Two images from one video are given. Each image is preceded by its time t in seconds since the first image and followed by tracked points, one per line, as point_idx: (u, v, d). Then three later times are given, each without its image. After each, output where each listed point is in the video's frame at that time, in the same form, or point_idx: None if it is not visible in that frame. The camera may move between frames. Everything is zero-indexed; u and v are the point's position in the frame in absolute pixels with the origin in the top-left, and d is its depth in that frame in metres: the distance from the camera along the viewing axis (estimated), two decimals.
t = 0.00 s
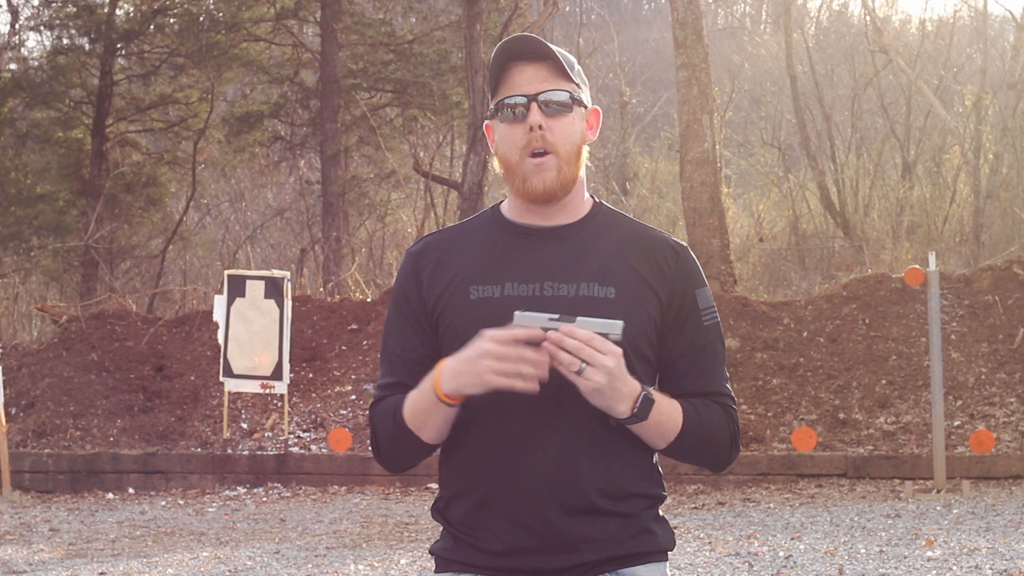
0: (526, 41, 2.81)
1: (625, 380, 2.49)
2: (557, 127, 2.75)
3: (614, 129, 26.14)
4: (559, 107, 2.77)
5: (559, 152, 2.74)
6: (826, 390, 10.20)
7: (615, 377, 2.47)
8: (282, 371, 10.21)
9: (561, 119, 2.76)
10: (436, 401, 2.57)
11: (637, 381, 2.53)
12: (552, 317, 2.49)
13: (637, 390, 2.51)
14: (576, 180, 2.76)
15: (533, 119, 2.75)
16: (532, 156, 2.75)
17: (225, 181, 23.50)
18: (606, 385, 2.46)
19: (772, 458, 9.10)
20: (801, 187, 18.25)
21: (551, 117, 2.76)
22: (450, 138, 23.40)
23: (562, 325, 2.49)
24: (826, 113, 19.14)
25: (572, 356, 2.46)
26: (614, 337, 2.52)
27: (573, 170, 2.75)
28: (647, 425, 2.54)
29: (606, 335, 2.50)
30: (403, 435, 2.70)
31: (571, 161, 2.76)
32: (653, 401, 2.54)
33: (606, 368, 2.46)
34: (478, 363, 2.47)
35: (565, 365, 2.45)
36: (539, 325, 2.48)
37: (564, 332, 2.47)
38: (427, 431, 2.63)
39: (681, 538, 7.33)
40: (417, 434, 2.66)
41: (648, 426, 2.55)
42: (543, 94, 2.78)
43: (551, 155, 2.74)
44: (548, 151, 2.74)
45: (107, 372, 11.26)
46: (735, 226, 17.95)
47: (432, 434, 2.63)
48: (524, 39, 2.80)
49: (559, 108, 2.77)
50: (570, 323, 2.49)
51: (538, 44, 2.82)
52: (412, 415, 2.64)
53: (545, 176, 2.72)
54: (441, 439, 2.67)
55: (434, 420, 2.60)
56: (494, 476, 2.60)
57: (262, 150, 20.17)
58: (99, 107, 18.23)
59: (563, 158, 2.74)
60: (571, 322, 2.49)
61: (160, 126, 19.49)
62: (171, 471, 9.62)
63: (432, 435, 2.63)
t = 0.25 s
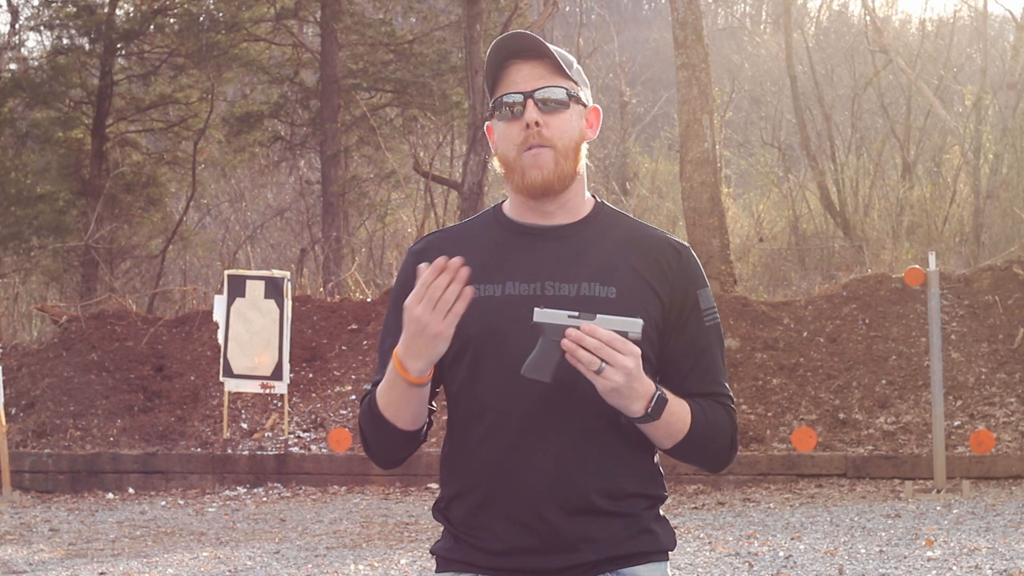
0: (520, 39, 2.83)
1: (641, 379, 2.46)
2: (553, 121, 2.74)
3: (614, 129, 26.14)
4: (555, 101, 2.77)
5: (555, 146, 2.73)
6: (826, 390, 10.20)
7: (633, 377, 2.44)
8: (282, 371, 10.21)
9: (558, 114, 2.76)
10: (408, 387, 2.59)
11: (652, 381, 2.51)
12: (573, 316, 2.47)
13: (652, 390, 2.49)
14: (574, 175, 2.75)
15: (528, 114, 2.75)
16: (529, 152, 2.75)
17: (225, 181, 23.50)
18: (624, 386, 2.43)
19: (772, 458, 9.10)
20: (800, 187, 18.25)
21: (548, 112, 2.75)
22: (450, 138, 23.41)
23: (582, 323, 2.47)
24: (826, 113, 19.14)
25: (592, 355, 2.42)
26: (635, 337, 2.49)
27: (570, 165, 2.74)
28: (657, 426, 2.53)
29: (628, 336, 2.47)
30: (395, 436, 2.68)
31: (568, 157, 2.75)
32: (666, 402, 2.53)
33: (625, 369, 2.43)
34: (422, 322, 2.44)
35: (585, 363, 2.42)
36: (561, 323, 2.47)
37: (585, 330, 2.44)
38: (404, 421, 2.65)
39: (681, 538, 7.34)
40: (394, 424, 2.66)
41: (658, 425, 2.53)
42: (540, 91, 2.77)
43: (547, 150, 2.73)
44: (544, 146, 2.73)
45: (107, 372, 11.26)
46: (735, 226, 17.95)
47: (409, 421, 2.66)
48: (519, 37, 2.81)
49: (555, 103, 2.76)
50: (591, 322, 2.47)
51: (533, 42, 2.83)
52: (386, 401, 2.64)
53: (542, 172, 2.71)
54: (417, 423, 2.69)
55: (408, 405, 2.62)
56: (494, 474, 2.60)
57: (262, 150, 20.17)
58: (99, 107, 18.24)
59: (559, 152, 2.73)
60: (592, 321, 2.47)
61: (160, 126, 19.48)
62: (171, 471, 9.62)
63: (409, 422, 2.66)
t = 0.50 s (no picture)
0: (525, 36, 2.84)
1: (640, 390, 2.48)
2: (552, 118, 2.75)
3: (614, 130, 26.14)
4: (556, 99, 2.78)
5: (553, 143, 2.74)
6: (826, 390, 10.20)
7: (632, 388, 2.45)
8: (282, 371, 10.21)
9: (558, 112, 2.77)
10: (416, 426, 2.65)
11: (651, 390, 2.52)
12: (576, 325, 2.50)
13: (652, 399, 2.50)
14: (573, 175, 2.75)
15: (528, 109, 2.76)
16: (527, 148, 2.75)
17: (225, 181, 23.51)
18: (621, 396, 2.44)
19: (772, 458, 9.10)
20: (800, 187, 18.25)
21: (548, 109, 2.76)
22: (450, 138, 23.41)
23: (583, 333, 2.50)
24: (826, 114, 19.14)
25: (592, 365, 2.45)
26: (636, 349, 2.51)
27: (568, 163, 2.74)
28: (655, 432, 2.53)
29: (630, 349, 2.50)
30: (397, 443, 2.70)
31: (566, 154, 2.75)
32: (665, 410, 2.53)
33: (624, 380, 2.44)
34: (427, 380, 2.51)
35: (584, 374, 2.45)
36: (562, 331, 2.48)
37: (586, 340, 2.47)
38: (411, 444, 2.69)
39: (681, 538, 7.34)
40: (403, 450, 2.70)
41: (656, 432, 2.54)
42: (541, 87, 2.78)
43: (545, 146, 2.74)
44: (542, 141, 2.74)
45: (107, 372, 11.26)
46: (735, 226, 17.95)
47: (418, 446, 2.70)
48: (523, 33, 2.83)
49: (556, 100, 2.77)
50: (592, 333, 2.50)
51: (537, 40, 2.84)
52: (393, 428, 2.68)
53: (540, 169, 2.72)
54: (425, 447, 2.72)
55: (415, 436, 2.67)
56: (492, 476, 2.60)
57: (262, 150, 20.17)
58: (99, 107, 18.23)
59: (557, 150, 2.74)
60: (595, 331, 2.50)
61: (160, 126, 19.48)
62: (171, 471, 9.62)
63: (418, 446, 2.70)
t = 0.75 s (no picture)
0: (522, 42, 2.80)
1: (640, 396, 2.47)
2: (549, 127, 2.74)
3: (614, 129, 26.14)
4: (554, 107, 2.76)
5: (550, 153, 2.74)
6: (826, 390, 10.20)
7: (632, 396, 2.45)
8: (282, 371, 10.20)
9: (555, 119, 2.75)
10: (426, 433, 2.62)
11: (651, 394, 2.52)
12: (574, 333, 2.49)
13: (652, 404, 2.49)
14: (571, 181, 2.75)
15: (525, 118, 2.75)
16: (524, 156, 2.75)
17: (225, 181, 23.51)
18: (620, 404, 2.44)
19: (772, 458, 9.10)
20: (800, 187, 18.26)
21: (545, 117, 2.75)
22: (450, 138, 23.42)
23: (583, 340, 2.49)
24: (826, 114, 19.15)
25: (590, 374, 2.44)
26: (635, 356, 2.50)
27: (565, 171, 2.74)
28: (654, 435, 2.53)
29: (628, 356, 2.49)
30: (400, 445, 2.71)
31: (564, 162, 2.75)
32: (665, 414, 2.53)
33: (623, 388, 2.44)
34: (439, 392, 2.48)
35: (583, 383, 2.44)
36: (560, 339, 2.48)
37: (584, 349, 2.46)
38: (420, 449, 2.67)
39: (681, 538, 7.33)
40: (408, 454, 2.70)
41: (655, 435, 2.54)
42: (538, 94, 2.77)
43: (542, 155, 2.74)
44: (539, 151, 2.74)
45: (107, 372, 11.26)
46: (735, 226, 17.95)
47: (425, 450, 2.67)
48: (520, 39, 2.79)
49: (553, 108, 2.76)
50: (590, 340, 2.49)
51: (535, 44, 2.81)
52: (403, 433, 2.66)
53: (537, 177, 2.72)
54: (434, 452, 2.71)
55: (424, 442, 2.64)
56: (492, 477, 2.60)
57: (262, 150, 20.17)
58: (99, 107, 18.23)
59: (554, 158, 2.74)
60: (593, 339, 2.49)
61: (160, 126, 19.49)
62: (171, 471, 9.62)
63: (425, 451, 2.67)
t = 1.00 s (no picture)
0: (525, 43, 2.80)
1: (635, 400, 2.47)
2: (551, 129, 2.74)
3: (614, 129, 26.15)
4: (555, 109, 2.76)
5: (552, 155, 2.74)
6: (826, 390, 10.20)
7: (626, 401, 2.45)
8: (282, 371, 10.20)
9: (557, 121, 2.75)
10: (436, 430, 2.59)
11: (647, 397, 2.52)
12: (568, 338, 2.48)
13: (647, 408, 2.49)
14: (572, 183, 2.75)
15: (527, 120, 2.75)
16: (525, 157, 2.75)
17: (224, 182, 23.51)
18: (614, 409, 2.45)
19: (772, 458, 9.10)
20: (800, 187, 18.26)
21: (546, 119, 2.75)
22: (450, 138, 23.42)
23: (577, 345, 2.47)
24: (826, 114, 19.15)
25: (584, 379, 2.44)
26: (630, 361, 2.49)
27: (567, 172, 2.74)
28: (652, 438, 2.54)
29: (621, 361, 2.47)
30: (401, 446, 2.71)
31: (565, 163, 2.75)
32: (662, 417, 2.53)
33: (617, 394, 2.44)
34: (458, 390, 2.47)
35: (577, 388, 2.44)
36: (555, 345, 2.46)
37: (578, 354, 2.45)
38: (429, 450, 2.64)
39: (681, 538, 7.34)
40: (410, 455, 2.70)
41: (653, 438, 2.54)
42: (540, 96, 2.76)
43: (543, 158, 2.74)
44: (540, 153, 2.74)
45: (107, 372, 11.26)
46: (735, 226, 17.95)
47: (433, 450, 2.64)
48: (522, 40, 2.78)
49: (555, 111, 2.75)
50: (585, 346, 2.47)
51: (537, 45, 2.80)
52: (411, 433, 2.65)
53: (538, 177, 2.72)
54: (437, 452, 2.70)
55: (433, 440, 2.61)
56: (491, 479, 2.60)
57: (262, 150, 20.17)
58: (99, 107, 18.23)
59: (556, 160, 2.74)
60: (586, 345, 2.47)
61: (160, 126, 19.48)
62: (171, 471, 9.62)
63: (433, 451, 2.64)
